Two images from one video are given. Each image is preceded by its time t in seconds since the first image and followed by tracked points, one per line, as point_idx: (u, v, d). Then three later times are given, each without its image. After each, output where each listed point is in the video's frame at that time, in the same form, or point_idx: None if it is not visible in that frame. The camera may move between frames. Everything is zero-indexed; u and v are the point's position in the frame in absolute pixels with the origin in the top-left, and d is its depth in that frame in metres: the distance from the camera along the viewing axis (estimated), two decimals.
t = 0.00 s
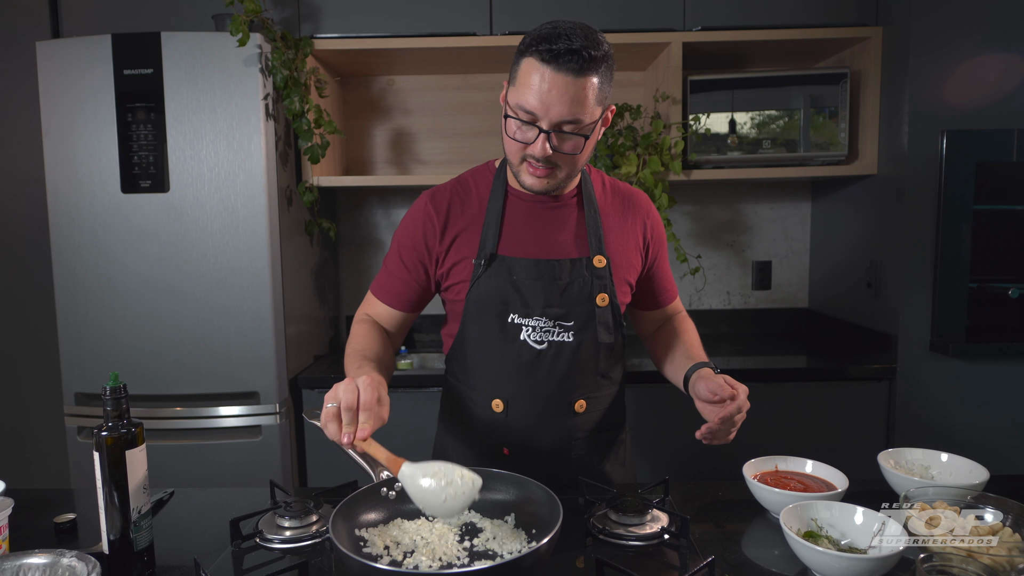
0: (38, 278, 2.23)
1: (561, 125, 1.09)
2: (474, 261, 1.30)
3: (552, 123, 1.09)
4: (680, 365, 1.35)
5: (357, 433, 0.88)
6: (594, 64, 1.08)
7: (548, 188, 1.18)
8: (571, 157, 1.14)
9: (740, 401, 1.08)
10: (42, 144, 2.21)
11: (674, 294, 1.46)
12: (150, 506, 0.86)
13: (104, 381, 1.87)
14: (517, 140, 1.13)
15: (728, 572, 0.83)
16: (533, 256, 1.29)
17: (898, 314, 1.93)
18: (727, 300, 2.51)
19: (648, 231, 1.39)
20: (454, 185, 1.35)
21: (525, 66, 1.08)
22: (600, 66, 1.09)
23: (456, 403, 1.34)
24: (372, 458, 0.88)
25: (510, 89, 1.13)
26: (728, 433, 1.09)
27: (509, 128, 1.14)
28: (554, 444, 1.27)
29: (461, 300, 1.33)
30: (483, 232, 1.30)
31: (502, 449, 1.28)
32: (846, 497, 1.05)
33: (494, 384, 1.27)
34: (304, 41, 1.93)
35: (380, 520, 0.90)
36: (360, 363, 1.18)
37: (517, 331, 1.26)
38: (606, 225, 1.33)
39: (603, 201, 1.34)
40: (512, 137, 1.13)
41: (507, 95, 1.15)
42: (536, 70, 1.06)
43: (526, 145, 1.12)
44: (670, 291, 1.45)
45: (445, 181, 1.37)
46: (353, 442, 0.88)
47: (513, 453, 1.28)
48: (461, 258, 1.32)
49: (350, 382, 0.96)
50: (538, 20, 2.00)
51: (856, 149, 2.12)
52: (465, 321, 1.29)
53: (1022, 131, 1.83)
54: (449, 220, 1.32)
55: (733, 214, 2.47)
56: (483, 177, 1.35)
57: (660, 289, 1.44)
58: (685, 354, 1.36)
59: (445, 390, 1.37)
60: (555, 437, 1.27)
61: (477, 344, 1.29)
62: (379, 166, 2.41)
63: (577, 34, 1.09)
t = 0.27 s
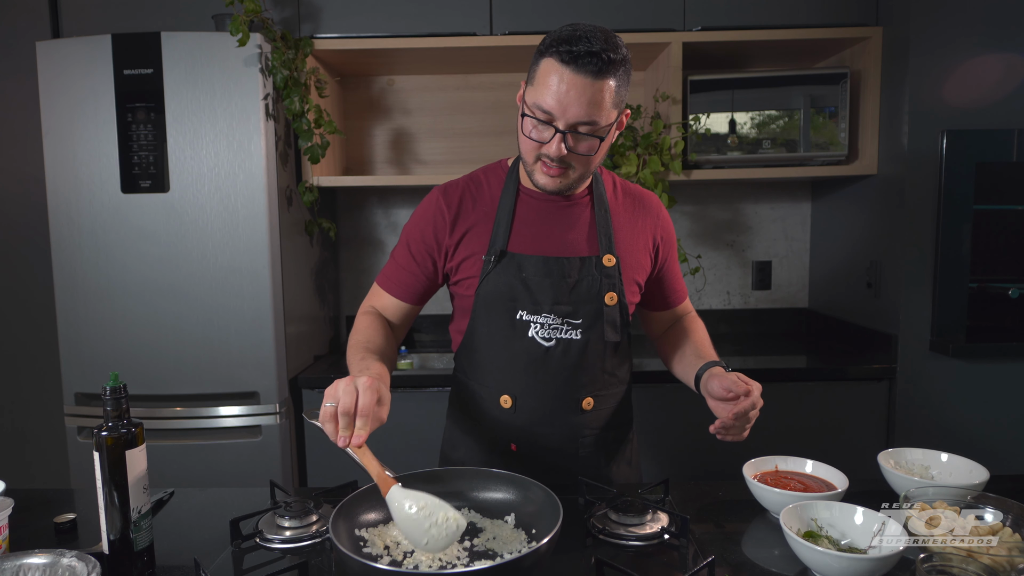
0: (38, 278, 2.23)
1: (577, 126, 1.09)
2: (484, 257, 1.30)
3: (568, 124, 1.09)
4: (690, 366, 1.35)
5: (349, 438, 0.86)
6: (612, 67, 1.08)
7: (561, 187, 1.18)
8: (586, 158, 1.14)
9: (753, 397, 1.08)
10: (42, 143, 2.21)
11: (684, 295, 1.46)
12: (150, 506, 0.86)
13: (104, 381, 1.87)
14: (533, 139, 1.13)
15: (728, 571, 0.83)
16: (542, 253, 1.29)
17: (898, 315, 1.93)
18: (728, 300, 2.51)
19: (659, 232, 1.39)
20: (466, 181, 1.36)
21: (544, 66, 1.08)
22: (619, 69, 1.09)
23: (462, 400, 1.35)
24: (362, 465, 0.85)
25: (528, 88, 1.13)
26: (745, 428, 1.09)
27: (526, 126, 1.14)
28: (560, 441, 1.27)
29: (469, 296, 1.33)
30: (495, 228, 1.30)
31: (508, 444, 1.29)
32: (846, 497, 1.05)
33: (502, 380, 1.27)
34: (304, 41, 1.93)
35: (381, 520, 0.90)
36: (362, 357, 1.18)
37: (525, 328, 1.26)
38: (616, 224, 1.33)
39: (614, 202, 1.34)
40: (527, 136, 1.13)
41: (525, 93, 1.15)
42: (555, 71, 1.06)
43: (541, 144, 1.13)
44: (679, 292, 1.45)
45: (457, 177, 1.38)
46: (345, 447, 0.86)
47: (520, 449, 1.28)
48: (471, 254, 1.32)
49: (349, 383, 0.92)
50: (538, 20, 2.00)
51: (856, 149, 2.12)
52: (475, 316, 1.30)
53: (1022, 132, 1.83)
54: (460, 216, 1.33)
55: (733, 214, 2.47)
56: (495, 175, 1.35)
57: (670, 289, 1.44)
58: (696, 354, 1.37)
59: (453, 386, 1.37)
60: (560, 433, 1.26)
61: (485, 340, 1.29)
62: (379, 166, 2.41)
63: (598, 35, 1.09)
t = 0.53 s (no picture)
0: (38, 278, 2.23)
1: (588, 123, 1.09)
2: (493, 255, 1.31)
3: (579, 121, 1.09)
4: (696, 368, 1.35)
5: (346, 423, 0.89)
6: (622, 64, 1.08)
7: (572, 185, 1.18)
8: (596, 156, 1.14)
9: (767, 397, 1.07)
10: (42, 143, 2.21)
11: (692, 298, 1.46)
12: (150, 506, 0.86)
13: (104, 381, 1.87)
14: (544, 138, 1.13)
15: (728, 571, 0.83)
16: (551, 253, 1.29)
17: (898, 315, 1.93)
18: (728, 300, 2.51)
19: (668, 235, 1.39)
20: (477, 179, 1.36)
21: (555, 65, 1.08)
22: (629, 67, 1.09)
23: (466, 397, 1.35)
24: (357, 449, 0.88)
25: (538, 87, 1.13)
26: (754, 428, 1.08)
27: (537, 125, 1.14)
28: (563, 440, 1.27)
29: (477, 294, 1.33)
30: (504, 227, 1.30)
31: (512, 442, 1.29)
32: (847, 498, 1.05)
33: (507, 379, 1.27)
34: (304, 41, 1.93)
35: (381, 520, 0.90)
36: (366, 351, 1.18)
37: (532, 327, 1.26)
38: (626, 226, 1.33)
39: (624, 203, 1.34)
40: (538, 134, 1.13)
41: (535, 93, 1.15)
42: (566, 69, 1.06)
43: (552, 143, 1.12)
44: (687, 294, 1.45)
45: (469, 175, 1.38)
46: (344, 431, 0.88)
47: (523, 447, 1.28)
48: (480, 252, 1.32)
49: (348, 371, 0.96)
50: (538, 20, 2.00)
51: (855, 149, 2.12)
52: (483, 314, 1.29)
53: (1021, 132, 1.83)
54: (470, 214, 1.33)
55: (733, 214, 2.47)
56: (506, 174, 1.35)
57: (678, 292, 1.44)
58: (702, 355, 1.37)
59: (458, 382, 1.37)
60: (564, 433, 1.27)
61: (492, 338, 1.28)
62: (379, 166, 2.41)
63: (607, 33, 1.09)
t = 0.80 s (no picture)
0: (38, 278, 2.23)
1: (579, 116, 1.11)
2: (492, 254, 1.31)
3: (570, 114, 1.10)
4: (695, 371, 1.34)
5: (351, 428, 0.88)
6: (611, 57, 1.10)
7: (567, 182, 1.18)
8: (589, 150, 1.15)
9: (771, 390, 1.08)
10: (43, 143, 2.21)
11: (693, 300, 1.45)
12: (150, 506, 0.86)
13: (104, 381, 1.87)
14: (536, 133, 1.14)
15: (728, 571, 0.83)
16: (549, 252, 1.29)
17: (897, 315, 1.93)
18: (728, 300, 2.51)
19: (669, 237, 1.38)
20: (479, 178, 1.36)
21: (545, 61, 1.11)
22: (619, 60, 1.12)
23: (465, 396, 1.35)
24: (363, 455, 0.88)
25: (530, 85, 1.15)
26: (758, 421, 1.10)
27: (529, 122, 1.16)
28: (558, 440, 1.27)
29: (476, 293, 1.33)
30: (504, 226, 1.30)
31: (507, 441, 1.29)
32: (847, 498, 1.05)
33: (503, 376, 1.28)
34: (304, 41, 1.93)
35: (381, 520, 0.90)
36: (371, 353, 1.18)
37: (529, 325, 1.26)
38: (625, 227, 1.32)
39: (625, 205, 1.34)
40: (530, 131, 1.15)
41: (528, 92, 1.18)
42: (555, 62, 1.09)
43: (544, 138, 1.14)
44: (688, 297, 1.44)
45: (472, 174, 1.38)
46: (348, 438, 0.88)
47: (518, 446, 1.29)
48: (479, 251, 1.32)
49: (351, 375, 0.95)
50: (538, 20, 2.00)
51: (855, 149, 2.12)
52: (482, 313, 1.30)
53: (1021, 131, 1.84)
54: (471, 213, 1.33)
55: (733, 214, 2.47)
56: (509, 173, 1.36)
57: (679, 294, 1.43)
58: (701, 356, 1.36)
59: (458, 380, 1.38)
60: (558, 432, 1.27)
61: (489, 335, 1.29)
62: (378, 166, 2.41)
63: (595, 29, 1.12)
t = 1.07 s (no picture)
0: (38, 278, 2.23)
1: (552, 111, 1.11)
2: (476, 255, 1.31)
3: (543, 109, 1.11)
4: (695, 365, 1.35)
5: (338, 433, 0.85)
6: (582, 52, 1.11)
7: (545, 180, 1.18)
8: (565, 146, 1.15)
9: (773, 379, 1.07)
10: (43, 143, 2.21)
11: (683, 294, 1.45)
12: (150, 506, 0.86)
13: (103, 381, 1.87)
14: (510, 132, 1.15)
15: (728, 571, 0.84)
16: (533, 252, 1.29)
17: (897, 315, 1.93)
18: (727, 300, 2.51)
19: (654, 233, 1.38)
20: (463, 182, 1.36)
21: (516, 59, 1.13)
22: (590, 55, 1.13)
23: (455, 397, 1.35)
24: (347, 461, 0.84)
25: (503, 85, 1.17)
26: (763, 409, 1.10)
27: (505, 121, 1.17)
28: (546, 439, 1.27)
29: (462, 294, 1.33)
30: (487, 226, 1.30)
31: (495, 441, 1.29)
32: (846, 498, 1.05)
33: (490, 377, 1.28)
34: (304, 41, 1.93)
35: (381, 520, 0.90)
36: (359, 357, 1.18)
37: (514, 325, 1.27)
38: (609, 225, 1.32)
39: (608, 202, 1.34)
40: (505, 130, 1.16)
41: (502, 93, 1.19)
42: (525, 59, 1.10)
43: (519, 136, 1.14)
44: (678, 292, 1.45)
45: (456, 178, 1.39)
46: (331, 444, 0.84)
47: (506, 446, 1.28)
48: (464, 252, 1.33)
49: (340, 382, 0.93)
50: (538, 20, 2.00)
51: (855, 150, 2.12)
52: (467, 314, 1.30)
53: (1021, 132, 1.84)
54: (455, 215, 1.33)
55: (733, 214, 2.47)
56: (492, 175, 1.37)
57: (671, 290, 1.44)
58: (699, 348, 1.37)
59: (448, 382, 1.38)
60: (547, 431, 1.27)
61: (475, 336, 1.30)
62: (378, 166, 2.41)
63: (565, 26, 1.14)
